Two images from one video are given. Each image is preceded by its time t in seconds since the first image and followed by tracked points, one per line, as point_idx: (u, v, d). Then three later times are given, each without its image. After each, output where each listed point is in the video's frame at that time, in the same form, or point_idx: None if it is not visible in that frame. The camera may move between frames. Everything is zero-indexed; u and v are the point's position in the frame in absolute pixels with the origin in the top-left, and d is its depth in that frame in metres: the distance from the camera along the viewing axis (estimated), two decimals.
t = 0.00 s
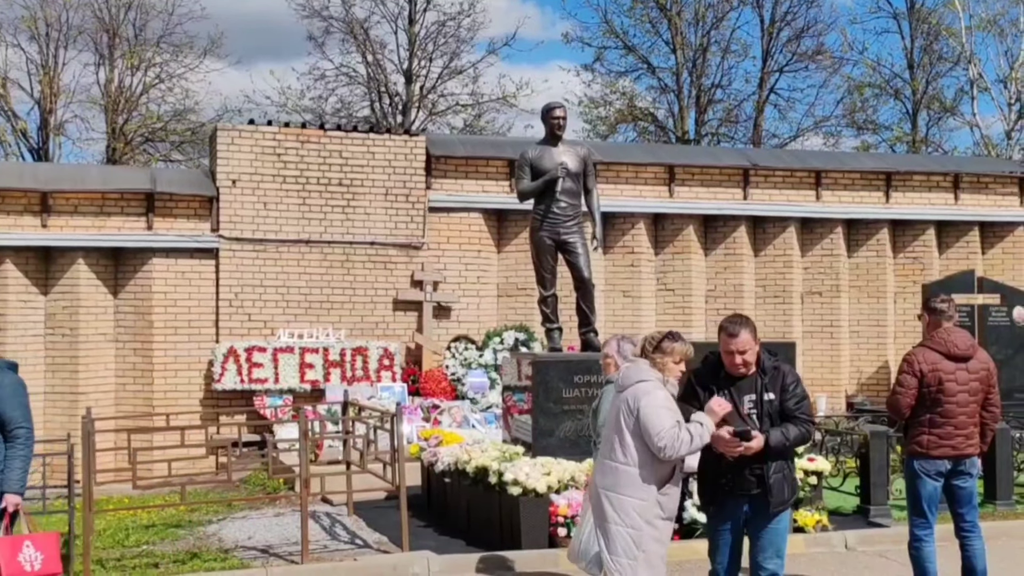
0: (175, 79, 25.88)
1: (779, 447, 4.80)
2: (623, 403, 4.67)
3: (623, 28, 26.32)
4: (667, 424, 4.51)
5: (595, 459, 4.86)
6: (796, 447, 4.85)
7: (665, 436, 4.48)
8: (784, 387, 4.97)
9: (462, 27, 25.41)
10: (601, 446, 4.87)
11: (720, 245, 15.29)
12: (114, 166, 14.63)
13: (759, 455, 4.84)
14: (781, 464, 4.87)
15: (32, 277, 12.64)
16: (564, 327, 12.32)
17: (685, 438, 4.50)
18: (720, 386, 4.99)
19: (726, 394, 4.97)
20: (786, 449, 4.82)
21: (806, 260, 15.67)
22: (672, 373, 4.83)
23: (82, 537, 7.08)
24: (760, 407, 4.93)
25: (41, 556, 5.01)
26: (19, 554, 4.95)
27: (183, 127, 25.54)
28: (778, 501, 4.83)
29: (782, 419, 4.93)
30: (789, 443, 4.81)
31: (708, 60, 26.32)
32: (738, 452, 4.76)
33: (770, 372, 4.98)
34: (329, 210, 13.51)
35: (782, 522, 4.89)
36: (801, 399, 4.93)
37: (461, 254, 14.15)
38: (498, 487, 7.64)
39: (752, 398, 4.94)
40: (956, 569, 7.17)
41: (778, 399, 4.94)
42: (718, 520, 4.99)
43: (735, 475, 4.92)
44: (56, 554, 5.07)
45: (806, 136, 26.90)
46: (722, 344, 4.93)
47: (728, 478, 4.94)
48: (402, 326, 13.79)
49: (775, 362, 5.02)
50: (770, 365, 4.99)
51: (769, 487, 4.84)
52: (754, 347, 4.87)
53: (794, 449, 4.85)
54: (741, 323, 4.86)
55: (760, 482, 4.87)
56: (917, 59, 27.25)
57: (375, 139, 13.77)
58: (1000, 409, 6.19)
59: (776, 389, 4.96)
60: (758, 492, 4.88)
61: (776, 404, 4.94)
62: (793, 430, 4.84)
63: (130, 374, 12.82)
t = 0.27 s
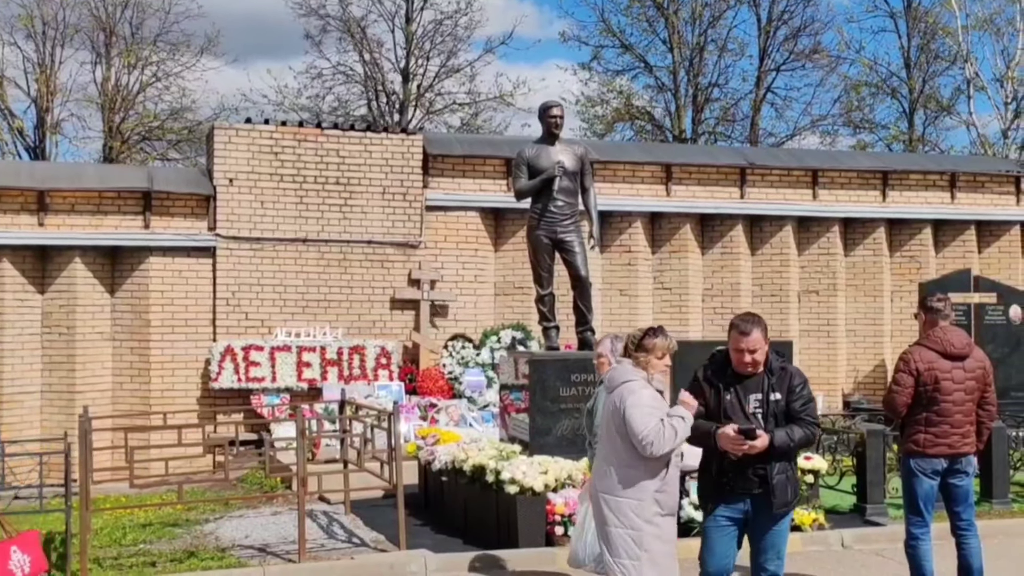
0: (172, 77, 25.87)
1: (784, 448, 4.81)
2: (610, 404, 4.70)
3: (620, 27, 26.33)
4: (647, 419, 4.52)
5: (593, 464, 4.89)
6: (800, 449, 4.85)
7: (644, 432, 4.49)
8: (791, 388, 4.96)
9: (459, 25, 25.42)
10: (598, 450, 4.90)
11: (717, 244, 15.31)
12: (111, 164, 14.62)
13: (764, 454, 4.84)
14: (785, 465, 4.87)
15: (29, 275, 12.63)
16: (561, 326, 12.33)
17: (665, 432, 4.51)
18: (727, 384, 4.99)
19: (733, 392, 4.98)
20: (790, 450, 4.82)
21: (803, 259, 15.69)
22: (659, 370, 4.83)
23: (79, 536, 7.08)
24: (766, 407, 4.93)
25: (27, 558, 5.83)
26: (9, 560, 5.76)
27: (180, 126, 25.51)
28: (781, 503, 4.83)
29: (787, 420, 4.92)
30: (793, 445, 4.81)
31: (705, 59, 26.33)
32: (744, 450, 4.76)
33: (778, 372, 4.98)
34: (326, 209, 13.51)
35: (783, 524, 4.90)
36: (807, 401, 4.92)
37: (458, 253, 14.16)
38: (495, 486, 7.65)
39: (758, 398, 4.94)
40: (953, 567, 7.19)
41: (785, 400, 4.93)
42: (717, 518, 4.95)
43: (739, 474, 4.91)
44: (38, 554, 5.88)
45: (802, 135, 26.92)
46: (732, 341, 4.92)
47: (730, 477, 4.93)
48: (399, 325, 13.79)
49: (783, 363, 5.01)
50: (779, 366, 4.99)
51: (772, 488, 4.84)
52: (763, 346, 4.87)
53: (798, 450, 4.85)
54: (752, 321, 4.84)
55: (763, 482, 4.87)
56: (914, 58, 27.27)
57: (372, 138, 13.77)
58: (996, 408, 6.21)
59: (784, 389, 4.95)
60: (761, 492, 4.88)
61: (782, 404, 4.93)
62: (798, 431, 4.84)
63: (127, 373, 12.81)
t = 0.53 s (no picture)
0: (168, 75, 25.87)
1: (786, 448, 4.78)
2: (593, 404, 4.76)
3: (616, 25, 26.34)
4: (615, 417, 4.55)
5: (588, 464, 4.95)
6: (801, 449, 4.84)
7: (609, 429, 4.53)
8: (790, 388, 4.96)
9: (455, 24, 25.41)
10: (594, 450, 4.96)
11: (713, 243, 15.31)
12: (106, 162, 14.59)
13: (765, 455, 4.82)
14: (785, 467, 4.86)
15: (24, 273, 12.59)
16: (557, 324, 12.34)
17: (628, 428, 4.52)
18: (726, 384, 4.97)
19: (732, 392, 4.96)
20: (791, 450, 4.82)
21: (799, 257, 15.70)
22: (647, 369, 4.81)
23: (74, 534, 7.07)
24: (766, 407, 4.92)
25: None
26: None
27: (175, 124, 25.47)
28: (781, 505, 4.82)
29: (787, 420, 4.92)
30: (795, 445, 4.81)
31: (701, 58, 26.34)
32: (745, 450, 4.74)
33: (777, 372, 4.98)
34: (321, 207, 13.50)
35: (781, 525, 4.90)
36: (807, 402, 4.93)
37: (454, 251, 14.15)
38: (491, 485, 7.66)
39: (759, 398, 4.93)
40: (948, 566, 7.20)
41: (785, 400, 4.93)
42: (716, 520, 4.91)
43: (739, 475, 4.88)
44: None
45: (798, 133, 26.95)
46: (731, 340, 4.90)
47: (729, 478, 4.90)
48: (395, 324, 13.78)
49: (782, 363, 5.02)
50: (778, 366, 5.00)
51: (772, 489, 4.82)
52: (764, 346, 4.86)
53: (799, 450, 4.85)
54: (753, 320, 4.83)
55: (763, 483, 4.85)
56: (910, 57, 27.30)
57: (368, 136, 13.76)
58: (991, 406, 6.21)
59: (783, 389, 4.96)
60: (761, 493, 4.86)
61: (782, 405, 4.93)
62: (799, 431, 4.84)
63: (123, 371, 12.80)
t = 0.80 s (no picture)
0: (163, 73, 25.84)
1: (785, 450, 4.52)
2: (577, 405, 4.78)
3: (612, 24, 26.35)
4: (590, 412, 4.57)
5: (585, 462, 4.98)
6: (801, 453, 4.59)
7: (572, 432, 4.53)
8: (786, 391, 4.73)
9: (451, 22, 25.41)
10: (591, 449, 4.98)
11: (709, 241, 15.32)
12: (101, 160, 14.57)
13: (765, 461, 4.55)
14: (785, 471, 4.59)
15: (18, 271, 12.57)
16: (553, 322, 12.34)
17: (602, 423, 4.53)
18: (720, 391, 4.70)
19: (728, 399, 4.69)
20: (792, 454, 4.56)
21: (794, 255, 15.71)
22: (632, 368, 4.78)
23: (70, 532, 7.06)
24: (763, 413, 4.66)
25: None
26: None
27: (171, 121, 25.43)
28: (783, 511, 4.54)
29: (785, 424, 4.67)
30: (795, 448, 4.55)
31: (697, 56, 26.35)
32: (744, 455, 4.45)
33: (773, 376, 4.72)
34: (317, 205, 13.48)
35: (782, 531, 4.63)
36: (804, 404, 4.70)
37: (450, 249, 14.14)
38: (486, 482, 7.66)
39: (755, 403, 4.66)
40: (944, 565, 7.18)
41: (782, 403, 4.69)
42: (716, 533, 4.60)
43: (738, 484, 4.58)
44: None
45: (794, 132, 26.98)
46: (722, 346, 4.64)
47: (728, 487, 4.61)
48: (391, 321, 13.78)
49: (777, 366, 4.76)
50: (772, 369, 4.74)
51: (773, 497, 4.54)
52: (757, 348, 4.62)
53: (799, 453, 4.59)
54: (744, 324, 4.59)
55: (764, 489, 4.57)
56: (905, 56, 27.35)
57: (363, 134, 13.75)
58: (987, 404, 6.22)
59: (780, 393, 4.71)
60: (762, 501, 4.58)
61: (779, 409, 4.67)
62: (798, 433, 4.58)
63: (118, 369, 12.79)
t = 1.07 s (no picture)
0: (158, 70, 25.80)
1: (782, 452, 4.44)
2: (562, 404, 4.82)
3: (608, 21, 26.33)
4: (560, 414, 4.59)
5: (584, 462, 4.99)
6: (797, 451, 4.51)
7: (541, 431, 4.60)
8: (780, 388, 4.64)
9: (446, 19, 25.38)
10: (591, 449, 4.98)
11: (704, 238, 15.32)
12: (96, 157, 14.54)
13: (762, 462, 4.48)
14: (783, 471, 4.53)
15: (13, 268, 12.54)
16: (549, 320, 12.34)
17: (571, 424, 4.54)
18: (711, 390, 4.62)
19: (720, 398, 4.61)
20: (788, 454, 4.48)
21: (790, 253, 15.72)
22: (611, 365, 4.76)
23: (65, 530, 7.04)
24: (758, 411, 4.59)
25: None
26: None
27: (166, 119, 25.36)
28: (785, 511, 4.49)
29: (780, 423, 4.59)
30: (792, 447, 4.47)
31: (693, 53, 26.33)
32: (742, 458, 4.36)
33: (766, 373, 4.65)
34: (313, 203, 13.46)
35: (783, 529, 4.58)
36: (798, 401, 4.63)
37: (445, 246, 14.13)
38: (482, 480, 7.66)
39: (749, 401, 4.59)
40: (938, 561, 7.19)
41: (776, 401, 4.61)
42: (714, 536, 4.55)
43: (735, 486, 4.53)
44: None
45: (790, 129, 26.98)
46: (711, 344, 4.58)
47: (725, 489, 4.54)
48: (387, 319, 13.76)
49: (769, 363, 4.70)
50: (765, 366, 4.67)
51: (773, 498, 4.49)
52: (746, 345, 4.55)
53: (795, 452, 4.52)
54: (730, 320, 4.53)
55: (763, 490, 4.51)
56: (900, 53, 27.36)
57: (359, 131, 13.74)
58: (982, 401, 6.24)
59: (773, 390, 4.64)
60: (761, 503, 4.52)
61: (774, 407, 4.60)
62: (794, 432, 4.51)
63: (113, 367, 12.76)
